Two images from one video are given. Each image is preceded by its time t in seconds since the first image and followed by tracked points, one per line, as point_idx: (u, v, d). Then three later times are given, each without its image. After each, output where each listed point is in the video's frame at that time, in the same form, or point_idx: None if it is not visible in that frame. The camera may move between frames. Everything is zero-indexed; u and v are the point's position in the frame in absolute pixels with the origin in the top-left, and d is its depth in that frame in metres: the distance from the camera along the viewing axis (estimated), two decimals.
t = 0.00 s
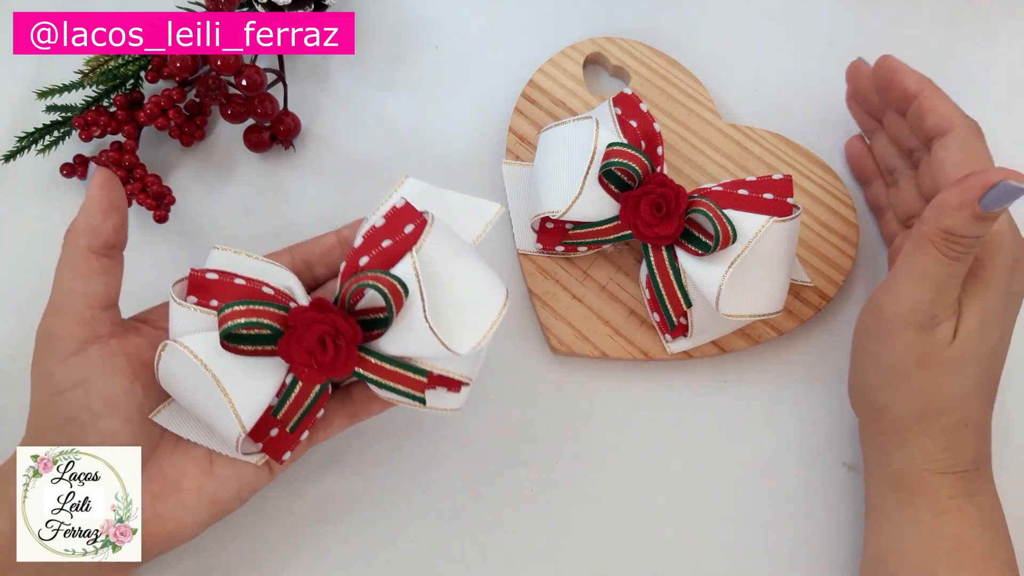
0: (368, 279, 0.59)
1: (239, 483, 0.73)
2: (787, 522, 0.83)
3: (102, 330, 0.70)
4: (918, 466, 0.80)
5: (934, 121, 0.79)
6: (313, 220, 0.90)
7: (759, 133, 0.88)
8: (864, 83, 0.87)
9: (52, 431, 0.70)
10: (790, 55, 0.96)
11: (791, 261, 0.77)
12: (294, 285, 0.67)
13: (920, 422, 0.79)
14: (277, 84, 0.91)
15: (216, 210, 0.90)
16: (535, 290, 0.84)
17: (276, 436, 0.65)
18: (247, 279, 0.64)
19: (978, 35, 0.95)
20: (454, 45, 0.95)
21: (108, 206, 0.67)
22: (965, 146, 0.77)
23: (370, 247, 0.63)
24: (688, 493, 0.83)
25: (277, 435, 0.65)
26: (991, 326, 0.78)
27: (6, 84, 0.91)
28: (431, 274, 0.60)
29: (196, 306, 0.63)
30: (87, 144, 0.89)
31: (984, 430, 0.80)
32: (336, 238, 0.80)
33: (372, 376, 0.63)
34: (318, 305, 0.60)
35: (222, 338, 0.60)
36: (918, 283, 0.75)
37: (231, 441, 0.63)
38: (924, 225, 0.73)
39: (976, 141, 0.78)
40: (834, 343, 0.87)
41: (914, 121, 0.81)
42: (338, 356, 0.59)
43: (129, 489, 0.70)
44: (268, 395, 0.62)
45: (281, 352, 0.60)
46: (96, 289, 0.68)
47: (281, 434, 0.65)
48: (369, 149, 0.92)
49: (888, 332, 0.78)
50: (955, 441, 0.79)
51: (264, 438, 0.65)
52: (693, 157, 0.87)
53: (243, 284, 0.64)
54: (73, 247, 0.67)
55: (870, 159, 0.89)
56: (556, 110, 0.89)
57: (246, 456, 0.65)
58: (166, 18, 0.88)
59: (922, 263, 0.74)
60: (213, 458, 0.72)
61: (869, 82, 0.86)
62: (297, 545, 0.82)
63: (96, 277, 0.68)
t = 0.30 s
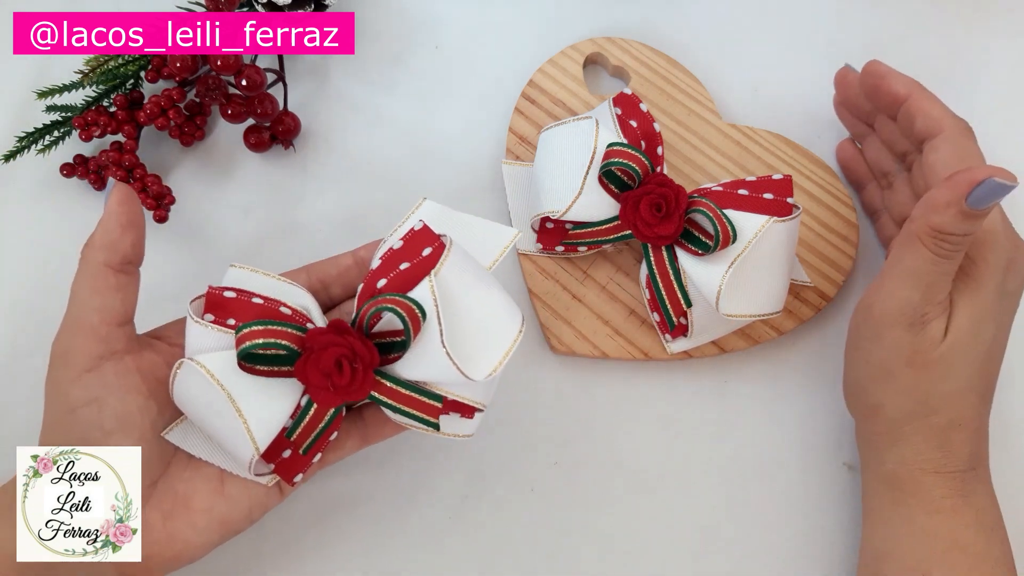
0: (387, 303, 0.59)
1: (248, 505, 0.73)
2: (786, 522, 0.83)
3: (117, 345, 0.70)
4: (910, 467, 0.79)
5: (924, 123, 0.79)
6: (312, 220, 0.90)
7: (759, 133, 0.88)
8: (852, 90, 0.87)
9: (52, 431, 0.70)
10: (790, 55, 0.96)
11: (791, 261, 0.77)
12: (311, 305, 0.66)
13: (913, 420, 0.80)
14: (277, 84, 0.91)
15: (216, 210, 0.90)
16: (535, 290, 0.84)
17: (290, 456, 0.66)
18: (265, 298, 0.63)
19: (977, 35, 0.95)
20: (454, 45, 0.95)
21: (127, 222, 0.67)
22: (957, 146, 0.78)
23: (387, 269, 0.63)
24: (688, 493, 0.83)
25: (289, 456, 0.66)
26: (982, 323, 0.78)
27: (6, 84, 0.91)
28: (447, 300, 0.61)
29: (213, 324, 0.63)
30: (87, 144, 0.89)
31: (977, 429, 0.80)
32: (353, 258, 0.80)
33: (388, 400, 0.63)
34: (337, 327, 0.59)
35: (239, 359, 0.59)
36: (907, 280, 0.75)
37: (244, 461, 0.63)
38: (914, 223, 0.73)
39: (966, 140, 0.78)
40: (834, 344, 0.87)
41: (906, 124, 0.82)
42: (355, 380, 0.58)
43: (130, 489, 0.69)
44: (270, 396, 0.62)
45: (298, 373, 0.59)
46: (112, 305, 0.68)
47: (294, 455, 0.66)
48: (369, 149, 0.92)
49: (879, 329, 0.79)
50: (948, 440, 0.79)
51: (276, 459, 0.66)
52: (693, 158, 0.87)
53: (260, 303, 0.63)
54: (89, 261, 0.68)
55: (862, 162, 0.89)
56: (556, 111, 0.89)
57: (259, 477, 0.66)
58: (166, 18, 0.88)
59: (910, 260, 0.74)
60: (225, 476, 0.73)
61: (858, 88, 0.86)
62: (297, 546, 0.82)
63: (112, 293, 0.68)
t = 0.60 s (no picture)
0: (380, 316, 0.58)
1: (222, 516, 0.73)
2: (787, 522, 0.83)
3: (81, 345, 0.70)
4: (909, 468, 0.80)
5: (953, 126, 0.80)
6: (313, 220, 0.90)
7: (759, 133, 0.88)
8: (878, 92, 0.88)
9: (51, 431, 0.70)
10: (790, 55, 0.96)
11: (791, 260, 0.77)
12: (296, 305, 0.66)
13: (911, 422, 0.81)
14: (277, 84, 0.91)
15: (216, 210, 0.90)
16: (535, 290, 0.84)
17: (269, 470, 0.65)
18: (246, 300, 0.63)
19: (978, 34, 0.95)
20: (454, 45, 0.95)
21: (89, 209, 0.66)
22: (985, 150, 0.79)
23: (386, 272, 0.63)
24: (689, 492, 0.83)
25: (267, 469, 0.65)
26: (994, 329, 0.79)
27: (7, 85, 0.91)
28: (450, 310, 0.59)
29: (187, 325, 0.62)
30: (87, 144, 0.89)
31: (977, 434, 0.81)
32: (345, 252, 0.80)
33: (377, 416, 0.62)
34: (325, 340, 0.59)
35: (213, 369, 0.59)
36: (920, 280, 0.76)
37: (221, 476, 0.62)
38: (932, 224, 0.73)
39: (995, 144, 0.79)
40: (835, 344, 0.87)
41: (934, 127, 0.82)
42: (341, 396, 0.57)
43: (129, 489, 0.70)
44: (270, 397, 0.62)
45: (281, 386, 0.59)
46: (76, 297, 0.68)
47: (273, 468, 0.65)
48: (369, 149, 0.92)
49: (882, 331, 0.80)
50: (946, 444, 0.80)
51: (255, 472, 0.65)
52: (693, 158, 0.87)
53: (240, 305, 0.63)
54: (53, 254, 0.67)
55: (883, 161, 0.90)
56: (556, 111, 0.88)
57: (234, 490, 0.65)
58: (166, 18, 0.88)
59: (923, 261, 0.75)
60: (196, 487, 0.73)
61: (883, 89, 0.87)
62: (297, 546, 0.82)
63: (75, 288, 0.67)
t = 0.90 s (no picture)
0: (387, 326, 0.58)
1: (242, 503, 0.73)
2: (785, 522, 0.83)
3: (115, 347, 0.70)
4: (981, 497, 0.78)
5: None
6: (313, 220, 0.90)
7: (759, 133, 0.88)
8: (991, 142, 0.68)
9: (52, 430, 0.70)
10: (790, 55, 0.96)
11: (790, 260, 0.77)
12: (310, 317, 0.67)
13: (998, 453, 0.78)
14: (277, 84, 0.91)
15: (216, 210, 0.90)
16: (536, 290, 0.84)
17: (283, 464, 0.65)
18: (266, 308, 0.63)
19: (976, 34, 0.95)
20: (454, 45, 0.95)
21: (131, 225, 0.66)
22: None
23: (391, 287, 0.63)
24: (688, 492, 0.83)
25: (283, 464, 0.65)
26: None
27: (6, 84, 0.91)
28: (448, 321, 0.60)
29: (213, 332, 0.62)
30: (87, 144, 0.89)
31: None
32: (357, 268, 0.80)
33: (379, 416, 0.62)
34: (337, 347, 0.60)
35: (236, 372, 0.59)
36: None
37: (238, 469, 0.63)
38: None
39: None
40: (834, 344, 0.87)
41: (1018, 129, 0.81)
42: (352, 400, 0.58)
43: (129, 489, 0.70)
44: (270, 397, 0.62)
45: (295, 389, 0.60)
46: (114, 306, 0.68)
47: (287, 463, 0.65)
48: (369, 149, 0.92)
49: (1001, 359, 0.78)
50: None
51: (270, 466, 0.65)
52: (693, 158, 0.87)
53: (260, 314, 0.63)
54: (93, 263, 0.67)
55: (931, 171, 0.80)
56: (556, 111, 0.88)
57: (251, 481, 0.65)
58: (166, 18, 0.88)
59: None
60: (217, 479, 0.72)
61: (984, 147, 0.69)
62: (297, 546, 0.82)
63: (113, 295, 0.68)
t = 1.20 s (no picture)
0: (372, 314, 0.59)
1: (233, 490, 0.73)
2: (785, 522, 0.83)
3: (107, 336, 0.70)
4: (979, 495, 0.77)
5: (1004, 110, 0.83)
6: (312, 220, 0.90)
7: (759, 133, 0.88)
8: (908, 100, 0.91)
9: (52, 429, 0.70)
10: (790, 55, 0.96)
11: (790, 260, 0.77)
12: (298, 305, 0.67)
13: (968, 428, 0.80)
14: (277, 84, 0.91)
15: (216, 210, 0.90)
16: (535, 290, 0.84)
17: (273, 453, 0.65)
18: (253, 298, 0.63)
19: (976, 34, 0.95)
20: (454, 45, 0.95)
21: (121, 214, 0.67)
22: None
23: (377, 274, 0.63)
24: (688, 492, 0.83)
25: (272, 453, 0.65)
26: None
27: (7, 85, 0.91)
28: (435, 310, 0.60)
29: (200, 322, 0.63)
30: (87, 144, 0.89)
31: None
32: (346, 256, 0.81)
33: (367, 405, 0.64)
34: (321, 335, 0.60)
35: (222, 360, 0.59)
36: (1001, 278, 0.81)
37: (227, 458, 0.63)
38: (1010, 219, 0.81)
39: None
40: (834, 344, 0.87)
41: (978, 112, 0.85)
42: (337, 387, 0.58)
43: (129, 489, 0.70)
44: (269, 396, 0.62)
45: (280, 378, 0.60)
46: (105, 296, 0.68)
47: (276, 452, 0.65)
48: (368, 149, 0.92)
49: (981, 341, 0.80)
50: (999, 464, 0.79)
51: (259, 454, 0.65)
52: (693, 158, 0.87)
53: (247, 303, 0.63)
54: (83, 253, 0.67)
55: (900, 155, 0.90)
56: (556, 111, 0.89)
57: (241, 471, 0.66)
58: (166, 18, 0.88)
59: None
60: (209, 467, 0.72)
61: (919, 93, 0.90)
62: (296, 546, 0.81)
63: (104, 285, 0.68)
